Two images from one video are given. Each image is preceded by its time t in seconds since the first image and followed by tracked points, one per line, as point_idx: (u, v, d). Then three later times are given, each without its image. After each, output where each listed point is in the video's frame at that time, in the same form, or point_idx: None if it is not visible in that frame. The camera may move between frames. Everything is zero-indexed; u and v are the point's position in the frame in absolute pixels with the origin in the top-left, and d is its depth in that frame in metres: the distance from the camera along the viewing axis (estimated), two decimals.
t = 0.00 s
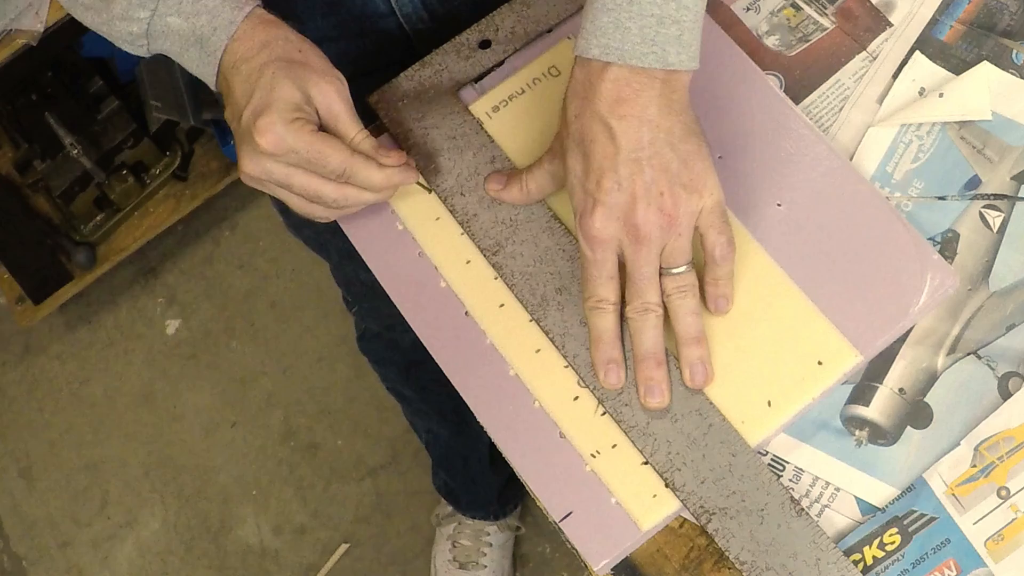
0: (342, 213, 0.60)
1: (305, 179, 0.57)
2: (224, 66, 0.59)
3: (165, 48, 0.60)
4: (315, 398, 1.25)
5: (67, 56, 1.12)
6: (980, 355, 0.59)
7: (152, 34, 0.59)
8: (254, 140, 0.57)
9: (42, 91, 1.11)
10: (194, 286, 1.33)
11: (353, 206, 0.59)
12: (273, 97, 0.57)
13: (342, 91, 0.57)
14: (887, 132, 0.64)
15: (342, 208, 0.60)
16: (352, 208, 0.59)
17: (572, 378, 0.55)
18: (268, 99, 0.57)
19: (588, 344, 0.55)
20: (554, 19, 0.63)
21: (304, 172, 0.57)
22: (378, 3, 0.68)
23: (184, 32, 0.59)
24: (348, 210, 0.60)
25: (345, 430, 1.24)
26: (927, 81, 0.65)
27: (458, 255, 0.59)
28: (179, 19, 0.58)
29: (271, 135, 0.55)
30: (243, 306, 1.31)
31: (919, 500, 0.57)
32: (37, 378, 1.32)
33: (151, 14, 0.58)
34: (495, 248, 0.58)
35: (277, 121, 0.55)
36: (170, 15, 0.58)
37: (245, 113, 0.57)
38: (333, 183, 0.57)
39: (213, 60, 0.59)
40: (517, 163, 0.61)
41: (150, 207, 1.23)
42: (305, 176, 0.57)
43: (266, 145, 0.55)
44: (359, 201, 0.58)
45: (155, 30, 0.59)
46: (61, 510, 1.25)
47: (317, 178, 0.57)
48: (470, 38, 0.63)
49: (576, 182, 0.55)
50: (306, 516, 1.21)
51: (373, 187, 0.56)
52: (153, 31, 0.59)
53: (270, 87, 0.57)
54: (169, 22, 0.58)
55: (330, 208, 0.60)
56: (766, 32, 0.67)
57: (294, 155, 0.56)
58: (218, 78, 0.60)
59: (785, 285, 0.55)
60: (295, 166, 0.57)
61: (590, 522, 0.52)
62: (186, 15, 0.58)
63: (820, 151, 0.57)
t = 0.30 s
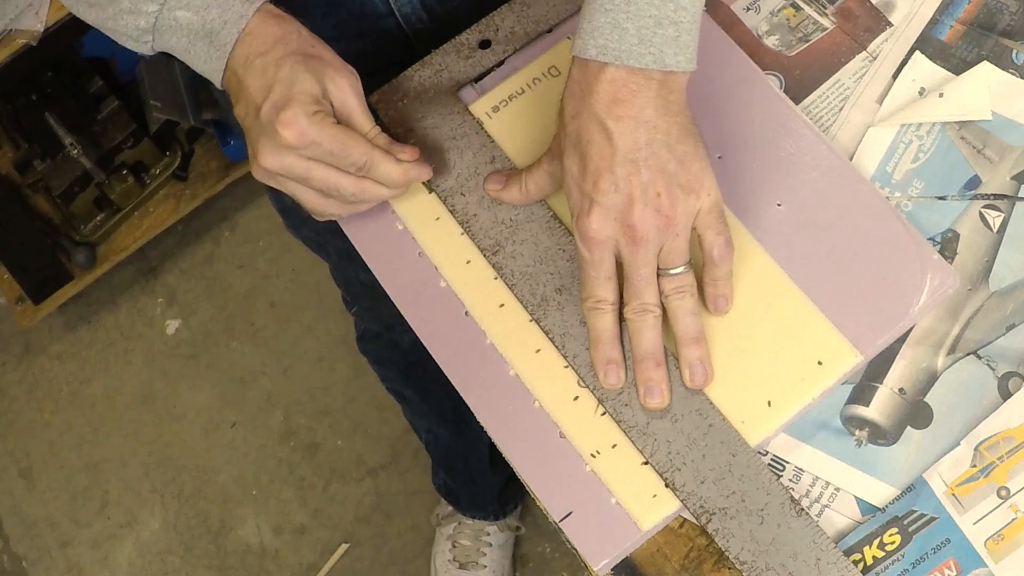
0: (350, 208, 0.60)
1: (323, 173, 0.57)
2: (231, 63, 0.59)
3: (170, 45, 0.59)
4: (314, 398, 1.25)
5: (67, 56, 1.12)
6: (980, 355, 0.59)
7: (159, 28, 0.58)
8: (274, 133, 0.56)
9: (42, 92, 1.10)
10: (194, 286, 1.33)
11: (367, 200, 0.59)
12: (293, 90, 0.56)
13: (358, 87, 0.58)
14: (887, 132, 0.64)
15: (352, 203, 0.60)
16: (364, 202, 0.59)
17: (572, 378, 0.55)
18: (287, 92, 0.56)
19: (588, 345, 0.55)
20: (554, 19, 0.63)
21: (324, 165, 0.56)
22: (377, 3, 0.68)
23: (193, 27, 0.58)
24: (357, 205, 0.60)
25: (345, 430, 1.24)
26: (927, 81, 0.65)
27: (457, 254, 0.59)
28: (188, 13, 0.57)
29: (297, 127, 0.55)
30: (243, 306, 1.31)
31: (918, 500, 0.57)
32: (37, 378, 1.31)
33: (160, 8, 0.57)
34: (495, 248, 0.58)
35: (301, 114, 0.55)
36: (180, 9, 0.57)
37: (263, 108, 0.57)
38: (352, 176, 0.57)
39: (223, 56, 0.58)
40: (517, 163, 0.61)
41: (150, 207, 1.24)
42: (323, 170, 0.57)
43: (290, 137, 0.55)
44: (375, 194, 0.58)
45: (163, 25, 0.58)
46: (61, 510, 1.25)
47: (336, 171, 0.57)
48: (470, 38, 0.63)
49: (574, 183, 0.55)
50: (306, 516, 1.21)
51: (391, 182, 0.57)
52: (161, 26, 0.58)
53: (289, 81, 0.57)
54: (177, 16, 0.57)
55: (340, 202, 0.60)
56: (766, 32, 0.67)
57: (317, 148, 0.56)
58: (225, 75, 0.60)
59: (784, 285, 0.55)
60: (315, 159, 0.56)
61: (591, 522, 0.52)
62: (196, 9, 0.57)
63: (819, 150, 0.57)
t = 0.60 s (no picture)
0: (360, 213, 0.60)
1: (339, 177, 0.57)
2: (241, 69, 0.59)
3: (180, 48, 0.59)
4: (315, 398, 1.25)
5: (68, 57, 1.10)
6: (979, 355, 0.59)
7: (170, 31, 0.58)
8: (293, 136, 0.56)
9: (42, 91, 1.09)
10: (194, 286, 1.33)
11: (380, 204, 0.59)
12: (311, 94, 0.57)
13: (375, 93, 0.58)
14: (887, 132, 0.64)
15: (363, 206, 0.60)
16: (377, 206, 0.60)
17: (572, 378, 0.55)
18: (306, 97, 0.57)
19: (587, 344, 0.55)
20: (554, 19, 0.63)
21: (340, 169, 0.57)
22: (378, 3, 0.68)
23: (206, 30, 0.58)
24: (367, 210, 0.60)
25: (345, 430, 1.24)
26: (927, 81, 0.65)
27: (458, 254, 0.59)
28: (201, 16, 0.57)
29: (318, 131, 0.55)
30: (243, 306, 1.31)
31: (918, 500, 0.57)
32: (37, 378, 1.31)
33: (172, 10, 0.57)
34: (495, 248, 0.58)
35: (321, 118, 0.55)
36: (193, 12, 0.57)
37: (280, 111, 0.57)
38: (368, 180, 0.57)
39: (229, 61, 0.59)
40: (517, 163, 0.61)
41: (150, 206, 1.24)
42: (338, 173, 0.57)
43: (309, 140, 0.55)
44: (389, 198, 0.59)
45: (174, 27, 0.58)
46: (62, 510, 1.25)
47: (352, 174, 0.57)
48: (470, 38, 0.64)
49: (574, 182, 0.55)
50: (306, 516, 1.21)
51: (405, 185, 0.58)
52: (172, 28, 0.58)
53: (307, 85, 0.57)
54: (190, 19, 0.57)
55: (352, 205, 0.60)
56: (766, 32, 0.67)
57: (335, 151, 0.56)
58: (236, 78, 0.60)
59: (784, 285, 0.55)
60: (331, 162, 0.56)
61: (591, 522, 0.52)
62: (209, 12, 0.57)
63: (820, 150, 0.57)
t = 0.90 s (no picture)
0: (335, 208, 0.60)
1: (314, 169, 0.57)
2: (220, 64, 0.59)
3: (162, 46, 0.60)
4: (315, 399, 1.25)
5: (67, 57, 1.10)
6: (980, 355, 0.59)
7: (151, 30, 0.59)
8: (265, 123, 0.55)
9: (42, 91, 1.09)
10: (194, 286, 1.33)
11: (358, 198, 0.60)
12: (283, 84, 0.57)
13: (348, 87, 0.57)
14: (887, 133, 0.64)
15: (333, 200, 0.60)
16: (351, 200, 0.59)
17: (572, 378, 0.55)
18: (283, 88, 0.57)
19: (588, 344, 0.55)
20: (555, 19, 0.63)
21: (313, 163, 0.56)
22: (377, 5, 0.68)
23: (186, 29, 0.58)
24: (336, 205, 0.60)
25: (345, 430, 1.24)
26: (927, 81, 0.65)
27: (458, 254, 0.59)
28: (181, 16, 0.58)
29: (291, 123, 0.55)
30: (243, 306, 1.31)
31: (918, 500, 0.57)
32: (37, 378, 1.31)
33: (152, 9, 0.58)
34: (495, 247, 0.58)
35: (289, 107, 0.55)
36: (172, 11, 0.58)
37: (246, 101, 0.57)
38: (331, 174, 0.56)
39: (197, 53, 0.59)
40: (517, 163, 0.61)
41: (150, 206, 1.25)
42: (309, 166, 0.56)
43: (268, 130, 0.54)
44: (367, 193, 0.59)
45: (155, 26, 0.59)
46: (62, 510, 1.25)
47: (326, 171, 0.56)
48: (471, 38, 0.63)
49: (574, 183, 0.55)
50: (306, 516, 1.21)
51: (371, 182, 0.57)
52: (153, 27, 0.59)
53: (273, 77, 0.56)
54: (170, 18, 0.58)
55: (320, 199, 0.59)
56: (766, 32, 0.67)
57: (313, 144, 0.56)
58: (217, 77, 0.60)
59: (784, 285, 0.55)
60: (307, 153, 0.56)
61: (590, 522, 0.52)
62: (188, 11, 0.58)
63: (820, 151, 0.57)
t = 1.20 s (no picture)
0: (2, 70, 0.52)
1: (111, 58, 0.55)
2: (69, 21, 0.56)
3: None
4: (315, 399, 1.25)
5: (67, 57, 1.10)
6: (979, 355, 0.59)
7: None
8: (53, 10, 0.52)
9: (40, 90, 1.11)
10: (193, 286, 1.33)
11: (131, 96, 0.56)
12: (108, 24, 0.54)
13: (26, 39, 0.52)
14: (887, 133, 0.64)
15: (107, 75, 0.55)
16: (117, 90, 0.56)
17: (572, 378, 0.55)
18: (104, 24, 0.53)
19: (588, 345, 0.55)
20: (555, 19, 0.63)
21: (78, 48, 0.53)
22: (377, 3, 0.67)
23: None
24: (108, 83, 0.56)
25: (345, 430, 1.24)
26: (927, 81, 0.65)
27: (457, 254, 0.59)
28: None
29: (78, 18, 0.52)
30: (243, 306, 1.31)
31: (918, 500, 0.57)
32: (37, 377, 1.31)
33: None
34: (496, 247, 0.58)
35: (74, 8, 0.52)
36: None
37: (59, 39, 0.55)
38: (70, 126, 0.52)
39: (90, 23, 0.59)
40: (518, 164, 0.61)
41: (150, 206, 1.24)
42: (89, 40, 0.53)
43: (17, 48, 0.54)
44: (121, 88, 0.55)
45: None
46: (62, 510, 1.25)
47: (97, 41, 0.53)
48: (471, 38, 0.63)
49: (575, 183, 0.55)
50: (306, 516, 1.21)
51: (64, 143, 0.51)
52: None
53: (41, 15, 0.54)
54: None
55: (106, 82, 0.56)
56: (766, 32, 0.67)
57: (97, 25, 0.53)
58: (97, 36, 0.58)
59: (784, 285, 0.55)
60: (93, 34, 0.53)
61: (590, 522, 0.52)
62: None
63: (820, 151, 0.57)
